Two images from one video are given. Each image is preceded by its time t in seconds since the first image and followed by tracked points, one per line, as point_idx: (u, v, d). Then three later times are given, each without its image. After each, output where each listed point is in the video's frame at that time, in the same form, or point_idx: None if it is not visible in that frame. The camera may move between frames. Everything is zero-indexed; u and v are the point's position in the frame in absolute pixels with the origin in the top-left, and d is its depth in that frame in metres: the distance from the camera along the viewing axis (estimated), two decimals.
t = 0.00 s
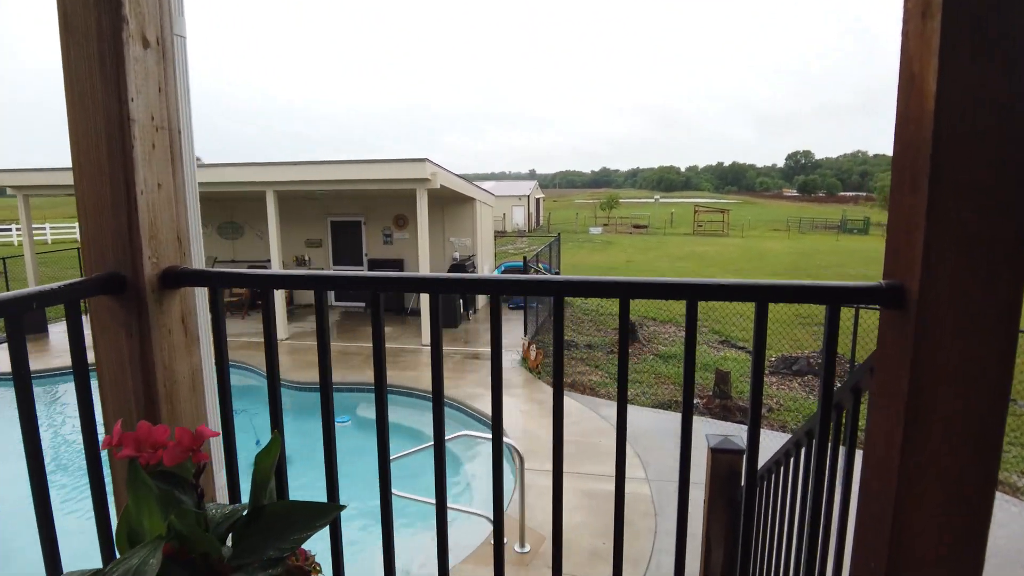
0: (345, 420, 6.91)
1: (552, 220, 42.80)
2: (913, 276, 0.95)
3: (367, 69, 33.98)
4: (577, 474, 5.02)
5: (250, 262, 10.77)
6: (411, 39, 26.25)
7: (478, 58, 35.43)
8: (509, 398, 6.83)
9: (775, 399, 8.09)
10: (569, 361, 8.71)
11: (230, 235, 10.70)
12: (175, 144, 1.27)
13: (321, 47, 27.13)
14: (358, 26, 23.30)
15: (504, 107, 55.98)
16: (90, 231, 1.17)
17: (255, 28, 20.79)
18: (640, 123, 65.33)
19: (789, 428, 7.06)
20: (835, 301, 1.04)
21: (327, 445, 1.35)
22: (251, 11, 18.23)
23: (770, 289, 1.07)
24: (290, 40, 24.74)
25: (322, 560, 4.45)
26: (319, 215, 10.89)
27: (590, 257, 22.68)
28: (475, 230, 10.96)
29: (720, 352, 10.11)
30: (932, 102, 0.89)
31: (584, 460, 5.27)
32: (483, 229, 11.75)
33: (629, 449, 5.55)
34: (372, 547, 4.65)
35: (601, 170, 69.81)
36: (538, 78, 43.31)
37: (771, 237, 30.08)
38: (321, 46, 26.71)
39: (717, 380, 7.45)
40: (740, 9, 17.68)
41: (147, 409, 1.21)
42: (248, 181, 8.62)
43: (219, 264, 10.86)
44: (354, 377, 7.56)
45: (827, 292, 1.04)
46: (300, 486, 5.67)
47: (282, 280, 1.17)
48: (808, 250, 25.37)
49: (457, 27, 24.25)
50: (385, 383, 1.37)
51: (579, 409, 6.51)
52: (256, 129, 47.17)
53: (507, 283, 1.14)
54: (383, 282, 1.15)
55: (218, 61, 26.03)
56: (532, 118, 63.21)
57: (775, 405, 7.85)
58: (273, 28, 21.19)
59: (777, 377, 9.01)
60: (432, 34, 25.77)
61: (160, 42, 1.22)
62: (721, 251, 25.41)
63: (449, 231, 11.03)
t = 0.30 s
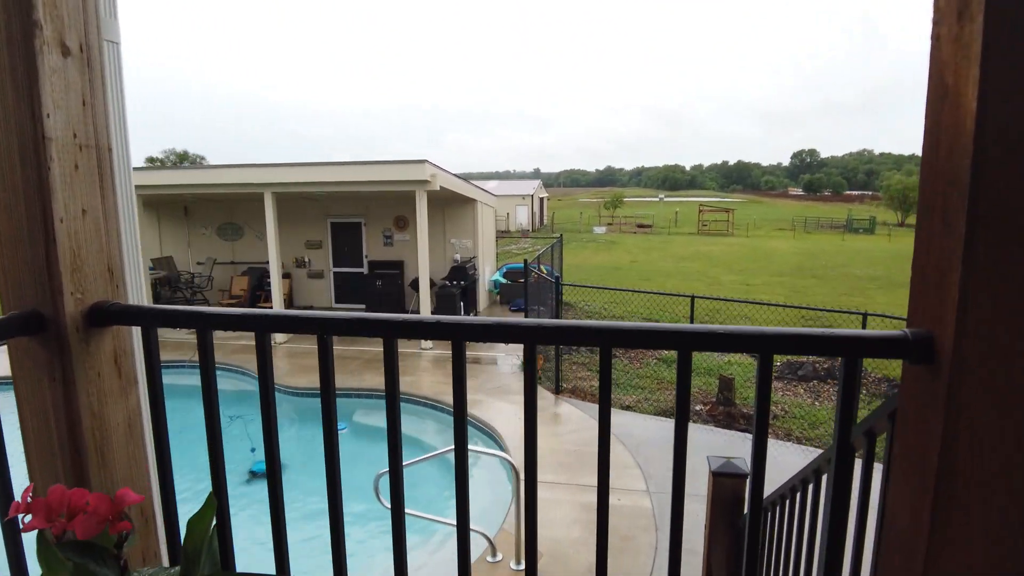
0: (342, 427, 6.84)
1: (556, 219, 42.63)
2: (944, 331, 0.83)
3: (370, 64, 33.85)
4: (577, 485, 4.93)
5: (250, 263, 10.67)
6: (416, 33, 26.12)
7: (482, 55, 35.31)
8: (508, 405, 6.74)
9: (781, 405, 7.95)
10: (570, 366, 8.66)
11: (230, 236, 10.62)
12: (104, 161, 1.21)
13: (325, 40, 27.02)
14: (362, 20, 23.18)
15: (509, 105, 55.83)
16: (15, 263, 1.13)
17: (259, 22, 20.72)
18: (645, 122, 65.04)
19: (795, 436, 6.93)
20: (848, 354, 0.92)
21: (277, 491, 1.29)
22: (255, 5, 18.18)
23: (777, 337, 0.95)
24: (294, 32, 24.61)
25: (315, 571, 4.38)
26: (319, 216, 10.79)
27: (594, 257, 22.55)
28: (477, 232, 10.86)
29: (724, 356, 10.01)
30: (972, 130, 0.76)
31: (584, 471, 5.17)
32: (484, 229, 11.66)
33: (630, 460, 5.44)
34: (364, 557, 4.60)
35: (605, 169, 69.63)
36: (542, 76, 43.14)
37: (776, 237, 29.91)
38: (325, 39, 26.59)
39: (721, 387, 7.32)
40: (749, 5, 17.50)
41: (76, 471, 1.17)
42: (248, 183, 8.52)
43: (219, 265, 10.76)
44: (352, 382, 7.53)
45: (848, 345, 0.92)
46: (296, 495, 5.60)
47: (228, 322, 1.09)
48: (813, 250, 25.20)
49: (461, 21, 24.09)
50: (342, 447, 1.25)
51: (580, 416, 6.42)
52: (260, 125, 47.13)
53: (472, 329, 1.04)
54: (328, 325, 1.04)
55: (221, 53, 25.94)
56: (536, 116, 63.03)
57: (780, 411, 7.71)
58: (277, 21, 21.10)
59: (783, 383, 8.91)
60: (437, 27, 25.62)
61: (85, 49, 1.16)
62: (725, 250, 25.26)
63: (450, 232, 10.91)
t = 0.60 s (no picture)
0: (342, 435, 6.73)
1: (561, 220, 42.43)
2: (1022, 410, 0.69)
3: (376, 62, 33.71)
4: (583, 499, 4.82)
5: (252, 266, 10.59)
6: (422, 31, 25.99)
7: (488, 54, 35.16)
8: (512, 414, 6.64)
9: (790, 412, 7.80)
10: (575, 372, 8.62)
11: (233, 239, 10.53)
12: (40, 188, 1.15)
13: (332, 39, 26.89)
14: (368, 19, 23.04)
15: (514, 104, 55.62)
16: None
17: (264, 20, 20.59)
18: (650, 121, 64.74)
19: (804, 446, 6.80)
20: (891, 427, 0.80)
21: (227, 552, 1.17)
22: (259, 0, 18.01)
23: (811, 407, 0.82)
24: (302, 31, 24.40)
25: None
26: (322, 219, 10.69)
27: (598, 258, 22.37)
28: (480, 234, 10.75)
29: (731, 362, 9.90)
30: None
31: (589, 485, 5.06)
32: (489, 232, 11.56)
33: (636, 473, 5.34)
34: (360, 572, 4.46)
35: (611, 170, 69.26)
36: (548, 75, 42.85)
37: (783, 239, 29.74)
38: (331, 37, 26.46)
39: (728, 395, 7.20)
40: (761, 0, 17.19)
41: (4, 536, 1.09)
42: (249, 185, 8.41)
43: (220, 268, 10.67)
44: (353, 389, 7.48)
45: (902, 417, 0.79)
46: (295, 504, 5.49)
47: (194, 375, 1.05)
48: (820, 252, 25.06)
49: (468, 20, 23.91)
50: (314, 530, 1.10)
51: (584, 425, 6.37)
52: (266, 124, 47.11)
53: (444, 387, 0.94)
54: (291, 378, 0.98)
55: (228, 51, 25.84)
56: (542, 116, 62.73)
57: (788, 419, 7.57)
58: (281, 19, 20.97)
59: (792, 390, 8.75)
60: (443, 26, 25.44)
61: (13, 61, 1.09)
62: (732, 252, 25.06)
63: (454, 235, 10.79)
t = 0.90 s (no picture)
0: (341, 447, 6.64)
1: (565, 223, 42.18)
2: None
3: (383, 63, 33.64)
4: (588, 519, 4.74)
5: (254, 271, 10.51)
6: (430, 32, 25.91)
7: (495, 56, 35.00)
8: (515, 427, 6.54)
9: (799, 423, 7.63)
10: (580, 382, 8.52)
11: (234, 244, 10.45)
12: None
13: (340, 41, 26.83)
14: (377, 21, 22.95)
15: (519, 106, 55.48)
16: None
17: (272, 21, 20.50)
18: (655, 123, 64.49)
19: (815, 459, 6.61)
20: (987, 551, 0.62)
21: None
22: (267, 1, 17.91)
23: (887, 518, 0.64)
24: (307, 33, 24.25)
25: None
26: (324, 223, 10.59)
27: (603, 263, 22.14)
28: (484, 239, 10.61)
29: (739, 371, 9.74)
30: None
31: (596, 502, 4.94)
32: (493, 237, 11.44)
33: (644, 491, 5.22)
34: None
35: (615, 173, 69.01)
36: (553, 77, 42.66)
37: (789, 243, 29.53)
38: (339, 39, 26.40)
39: (736, 406, 7.05)
40: None
41: None
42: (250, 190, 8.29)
43: (221, 273, 10.59)
44: (355, 399, 7.39)
45: (1008, 540, 0.62)
46: (292, 514, 5.37)
47: (130, 453, 0.89)
48: (827, 256, 24.84)
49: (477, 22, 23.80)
50: (251, 574, 0.96)
51: (591, 440, 6.40)
52: (270, 125, 47.06)
53: (427, 478, 0.77)
54: (240, 457, 0.83)
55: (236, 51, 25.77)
56: (546, 118, 62.50)
57: (798, 431, 7.39)
58: (288, 20, 20.87)
59: (801, 400, 8.58)
60: (452, 28, 25.34)
61: None
62: (738, 256, 24.84)
63: (458, 240, 10.68)
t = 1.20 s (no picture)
0: (340, 458, 6.57)
1: (570, 227, 42.07)
2: None
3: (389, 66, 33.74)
4: (592, 533, 4.66)
5: (256, 276, 10.45)
6: (436, 34, 25.95)
7: (500, 59, 34.96)
8: (518, 439, 6.43)
9: (807, 434, 7.49)
10: (584, 391, 8.40)
11: (236, 249, 10.39)
12: None
13: (347, 44, 26.92)
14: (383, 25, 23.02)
15: (524, 109, 55.52)
16: None
17: (279, 25, 20.56)
18: (660, 127, 64.42)
19: (824, 472, 6.46)
20: None
21: None
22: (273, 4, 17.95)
23: None
24: (314, 37, 24.28)
25: None
26: (326, 229, 10.52)
27: (607, 268, 22.02)
28: (487, 245, 10.52)
29: (746, 379, 9.59)
30: None
31: (600, 518, 4.90)
32: (496, 242, 11.33)
33: (648, 506, 5.15)
34: None
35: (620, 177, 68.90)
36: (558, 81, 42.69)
37: (794, 247, 29.36)
38: (347, 43, 26.52)
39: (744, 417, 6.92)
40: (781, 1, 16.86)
41: None
42: (251, 195, 8.22)
43: (223, 278, 10.54)
44: (356, 408, 7.32)
45: None
46: (290, 528, 5.29)
47: (40, 553, 0.76)
48: (833, 261, 24.64)
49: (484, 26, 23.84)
50: None
51: (594, 451, 6.26)
52: (276, 128, 47.16)
53: None
54: (166, 557, 0.71)
55: (243, 54, 25.87)
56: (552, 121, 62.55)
57: (806, 442, 7.24)
58: (297, 24, 20.94)
59: (809, 410, 8.43)
60: (458, 31, 25.38)
61: None
62: (743, 261, 24.71)
63: (461, 246, 10.58)
